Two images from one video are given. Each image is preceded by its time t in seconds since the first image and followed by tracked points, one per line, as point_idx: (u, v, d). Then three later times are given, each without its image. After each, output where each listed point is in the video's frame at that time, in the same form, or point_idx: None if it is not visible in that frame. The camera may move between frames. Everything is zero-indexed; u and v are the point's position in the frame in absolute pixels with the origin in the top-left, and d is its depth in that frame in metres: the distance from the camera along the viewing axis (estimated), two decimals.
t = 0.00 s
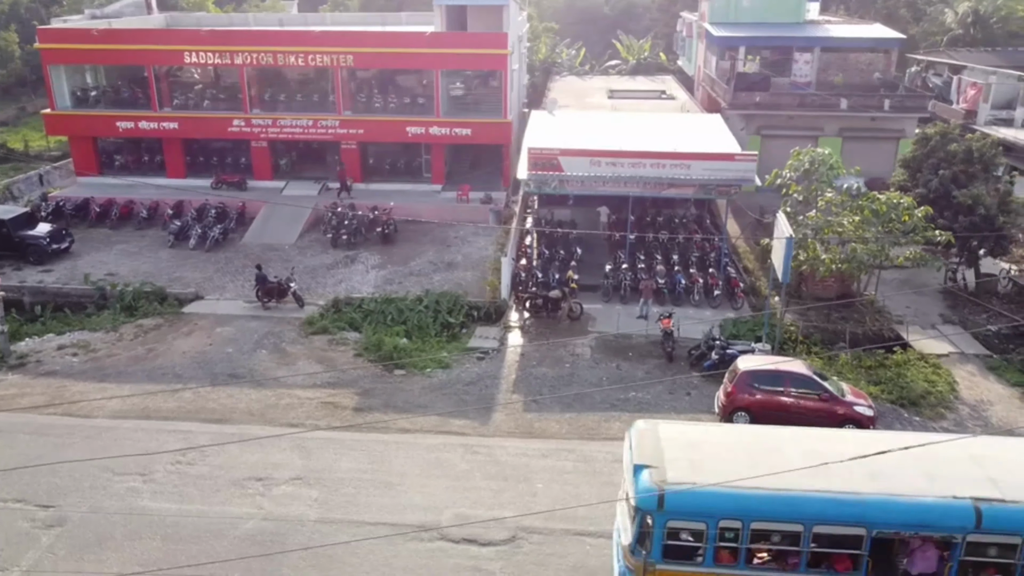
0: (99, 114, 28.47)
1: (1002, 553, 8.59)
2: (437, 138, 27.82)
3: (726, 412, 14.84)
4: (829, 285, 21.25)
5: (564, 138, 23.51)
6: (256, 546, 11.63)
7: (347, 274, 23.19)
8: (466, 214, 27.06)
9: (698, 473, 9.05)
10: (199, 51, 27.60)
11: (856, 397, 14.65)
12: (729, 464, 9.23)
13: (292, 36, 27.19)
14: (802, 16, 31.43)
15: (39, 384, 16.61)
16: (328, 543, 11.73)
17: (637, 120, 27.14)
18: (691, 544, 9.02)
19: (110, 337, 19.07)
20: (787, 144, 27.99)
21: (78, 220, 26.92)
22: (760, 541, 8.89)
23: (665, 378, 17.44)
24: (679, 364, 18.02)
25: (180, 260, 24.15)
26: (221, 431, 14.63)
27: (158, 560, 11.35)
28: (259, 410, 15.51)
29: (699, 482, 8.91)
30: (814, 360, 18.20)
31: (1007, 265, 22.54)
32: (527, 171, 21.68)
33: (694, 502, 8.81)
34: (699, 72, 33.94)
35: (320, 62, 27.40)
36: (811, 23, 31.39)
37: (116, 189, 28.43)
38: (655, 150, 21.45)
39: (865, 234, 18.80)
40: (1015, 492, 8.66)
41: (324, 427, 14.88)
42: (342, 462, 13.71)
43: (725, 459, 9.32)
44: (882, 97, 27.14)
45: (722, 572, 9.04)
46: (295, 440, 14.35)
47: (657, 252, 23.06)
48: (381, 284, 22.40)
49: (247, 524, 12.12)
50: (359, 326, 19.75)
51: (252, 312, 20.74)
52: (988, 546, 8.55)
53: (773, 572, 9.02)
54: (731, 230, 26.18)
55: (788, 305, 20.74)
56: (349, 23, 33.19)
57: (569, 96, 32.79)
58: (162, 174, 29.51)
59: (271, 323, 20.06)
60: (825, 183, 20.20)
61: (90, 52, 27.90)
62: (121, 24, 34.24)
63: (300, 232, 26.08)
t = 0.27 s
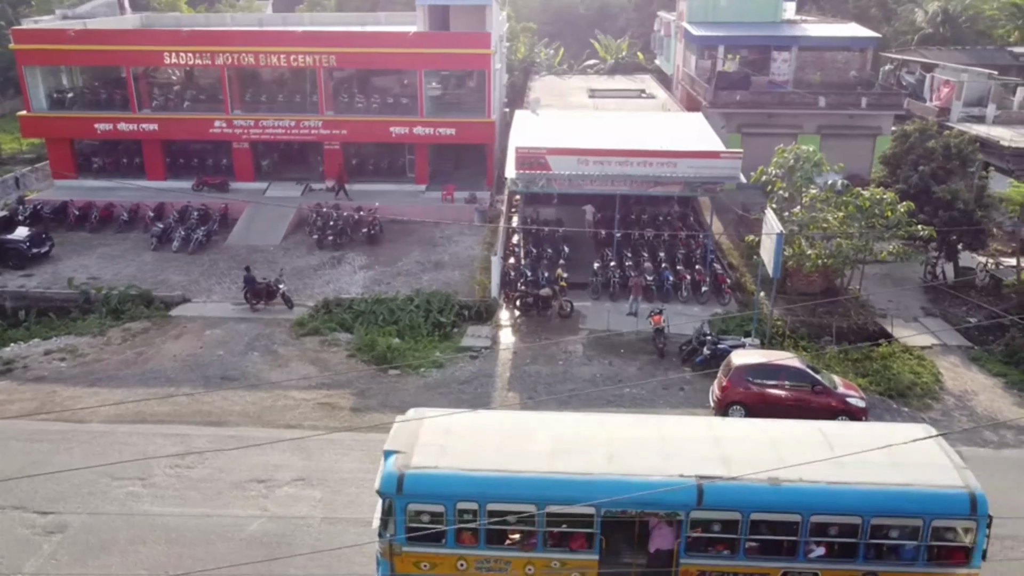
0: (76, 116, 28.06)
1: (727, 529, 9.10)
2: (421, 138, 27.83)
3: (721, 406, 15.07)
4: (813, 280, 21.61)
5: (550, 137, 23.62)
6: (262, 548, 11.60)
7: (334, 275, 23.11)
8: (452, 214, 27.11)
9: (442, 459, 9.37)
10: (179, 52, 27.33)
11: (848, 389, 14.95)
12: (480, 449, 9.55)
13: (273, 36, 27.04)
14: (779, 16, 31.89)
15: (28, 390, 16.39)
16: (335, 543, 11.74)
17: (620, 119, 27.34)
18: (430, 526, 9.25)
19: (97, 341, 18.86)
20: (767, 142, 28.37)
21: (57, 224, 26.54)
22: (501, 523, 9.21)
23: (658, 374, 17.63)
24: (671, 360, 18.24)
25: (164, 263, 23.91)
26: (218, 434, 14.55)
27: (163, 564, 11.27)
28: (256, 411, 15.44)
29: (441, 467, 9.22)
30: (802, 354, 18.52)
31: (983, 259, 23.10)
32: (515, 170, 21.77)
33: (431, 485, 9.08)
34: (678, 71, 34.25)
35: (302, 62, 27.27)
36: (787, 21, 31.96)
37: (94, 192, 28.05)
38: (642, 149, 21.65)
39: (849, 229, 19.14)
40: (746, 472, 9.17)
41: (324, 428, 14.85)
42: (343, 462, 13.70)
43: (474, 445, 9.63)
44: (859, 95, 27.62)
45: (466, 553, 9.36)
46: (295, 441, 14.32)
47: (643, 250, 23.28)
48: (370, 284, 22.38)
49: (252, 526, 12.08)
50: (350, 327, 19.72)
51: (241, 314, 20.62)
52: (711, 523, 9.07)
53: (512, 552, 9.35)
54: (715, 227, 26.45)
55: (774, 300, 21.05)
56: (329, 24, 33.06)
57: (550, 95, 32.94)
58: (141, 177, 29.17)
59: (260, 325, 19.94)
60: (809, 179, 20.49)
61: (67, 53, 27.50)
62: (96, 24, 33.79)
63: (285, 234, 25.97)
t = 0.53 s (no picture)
0: (53, 118, 27.65)
1: (468, 520, 9.33)
2: (405, 138, 27.82)
3: (717, 400, 15.29)
4: (797, 275, 21.96)
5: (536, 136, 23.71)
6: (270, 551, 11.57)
7: (322, 276, 23.03)
8: (437, 214, 27.14)
9: (191, 453, 9.53)
10: (160, 53, 27.01)
11: (840, 382, 15.23)
12: (230, 443, 9.71)
13: (255, 37, 26.87)
14: (756, 14, 32.36)
15: (18, 397, 16.15)
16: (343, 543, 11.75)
17: (603, 118, 27.52)
18: (175, 520, 9.41)
19: (85, 346, 18.62)
20: (747, 140, 28.73)
21: (35, 228, 26.10)
22: (246, 516, 9.38)
23: (650, 370, 17.82)
24: (663, 356, 18.45)
25: (148, 266, 23.64)
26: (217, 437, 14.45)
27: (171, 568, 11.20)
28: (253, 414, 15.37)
29: (187, 462, 9.37)
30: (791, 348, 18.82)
31: (961, 253, 23.63)
32: (503, 169, 21.84)
33: (172, 479, 9.26)
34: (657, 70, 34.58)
35: (284, 63, 27.10)
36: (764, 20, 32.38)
37: (73, 195, 27.63)
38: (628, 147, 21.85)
39: (833, 224, 19.51)
40: (485, 461, 9.42)
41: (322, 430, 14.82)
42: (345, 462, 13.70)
43: (233, 436, 9.83)
44: (837, 93, 28.09)
45: (212, 546, 9.50)
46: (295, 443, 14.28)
47: (630, 247, 23.49)
48: (358, 285, 22.34)
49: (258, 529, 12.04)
50: (341, 328, 19.67)
51: (230, 317, 20.47)
52: (451, 512, 9.27)
53: (258, 545, 9.51)
54: (699, 224, 26.74)
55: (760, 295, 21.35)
56: (308, 24, 32.89)
57: (531, 94, 33.05)
58: (120, 179, 28.81)
59: (250, 327, 19.83)
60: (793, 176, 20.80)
61: (46, 54, 27.09)
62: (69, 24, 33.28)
63: (269, 235, 25.83)
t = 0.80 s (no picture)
0: (31, 121, 27.33)
1: (207, 522, 9.22)
2: (389, 138, 27.81)
3: (712, 394, 15.51)
4: (782, 270, 22.30)
5: (523, 135, 23.83)
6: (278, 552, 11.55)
7: (310, 277, 22.94)
8: (422, 214, 27.17)
9: None
10: (139, 54, 26.83)
11: (832, 374, 15.53)
12: None
13: (237, 38, 26.74)
14: (733, 14, 32.74)
15: (8, 404, 15.91)
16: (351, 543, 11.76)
17: (586, 116, 27.71)
18: None
19: (73, 352, 18.37)
20: (728, 138, 29.10)
21: (13, 232, 25.69)
22: None
23: (644, 366, 18.01)
24: (655, 352, 18.65)
25: (132, 270, 23.36)
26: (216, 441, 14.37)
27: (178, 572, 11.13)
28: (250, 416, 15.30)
29: None
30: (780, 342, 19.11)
31: (940, 247, 24.16)
32: (491, 168, 21.91)
33: None
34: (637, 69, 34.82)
35: (266, 64, 27.01)
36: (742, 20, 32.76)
37: (51, 199, 27.22)
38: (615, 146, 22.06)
39: (818, 220, 19.87)
40: (225, 462, 9.27)
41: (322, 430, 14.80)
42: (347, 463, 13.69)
43: None
44: (815, 91, 28.54)
45: None
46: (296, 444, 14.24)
47: (617, 245, 23.68)
48: (347, 286, 22.29)
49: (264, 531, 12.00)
50: (333, 329, 19.63)
51: (219, 320, 20.33)
52: (186, 516, 9.13)
53: None
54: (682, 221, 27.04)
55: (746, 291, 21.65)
56: (287, 24, 32.67)
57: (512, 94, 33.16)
58: (99, 182, 28.47)
59: (241, 330, 19.70)
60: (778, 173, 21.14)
61: (22, 55, 26.76)
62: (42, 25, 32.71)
63: (254, 237, 25.66)
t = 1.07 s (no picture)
0: (8, 123, 27.01)
1: (157, 527, 9.19)
2: (374, 138, 27.80)
3: (708, 388, 15.73)
4: (767, 266, 22.64)
5: (510, 135, 23.91)
6: (287, 553, 11.56)
7: (298, 279, 22.85)
8: (408, 214, 27.19)
9: None
10: (118, 55, 26.53)
11: (825, 366, 15.82)
12: None
13: (218, 39, 26.52)
14: (711, 15, 33.19)
15: None
16: (359, 543, 11.80)
17: (570, 115, 27.87)
18: None
19: (62, 357, 18.16)
20: (708, 136, 29.46)
21: None
22: None
23: (637, 361, 18.21)
24: (647, 347, 18.87)
25: (116, 273, 23.10)
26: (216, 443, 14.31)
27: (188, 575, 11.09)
28: (249, 418, 15.25)
29: None
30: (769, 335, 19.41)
31: (919, 241, 24.65)
32: (480, 167, 21.98)
33: None
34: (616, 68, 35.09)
35: (249, 65, 26.82)
36: (719, 20, 33.19)
37: (29, 203, 26.83)
38: (602, 144, 22.25)
39: (804, 215, 20.22)
40: None
41: (322, 430, 14.80)
42: (351, 462, 13.72)
43: None
44: (794, 89, 28.98)
45: None
46: (298, 445, 14.24)
47: (605, 243, 23.88)
48: (337, 287, 22.25)
49: (272, 531, 11.99)
50: (326, 330, 19.58)
51: (209, 322, 20.19)
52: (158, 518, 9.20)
53: None
54: (666, 218, 27.35)
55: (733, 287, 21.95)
56: (266, 25, 32.50)
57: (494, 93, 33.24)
58: (78, 185, 28.17)
59: (232, 332, 19.59)
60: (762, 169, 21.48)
61: None
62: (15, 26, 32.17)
63: (239, 239, 25.49)
